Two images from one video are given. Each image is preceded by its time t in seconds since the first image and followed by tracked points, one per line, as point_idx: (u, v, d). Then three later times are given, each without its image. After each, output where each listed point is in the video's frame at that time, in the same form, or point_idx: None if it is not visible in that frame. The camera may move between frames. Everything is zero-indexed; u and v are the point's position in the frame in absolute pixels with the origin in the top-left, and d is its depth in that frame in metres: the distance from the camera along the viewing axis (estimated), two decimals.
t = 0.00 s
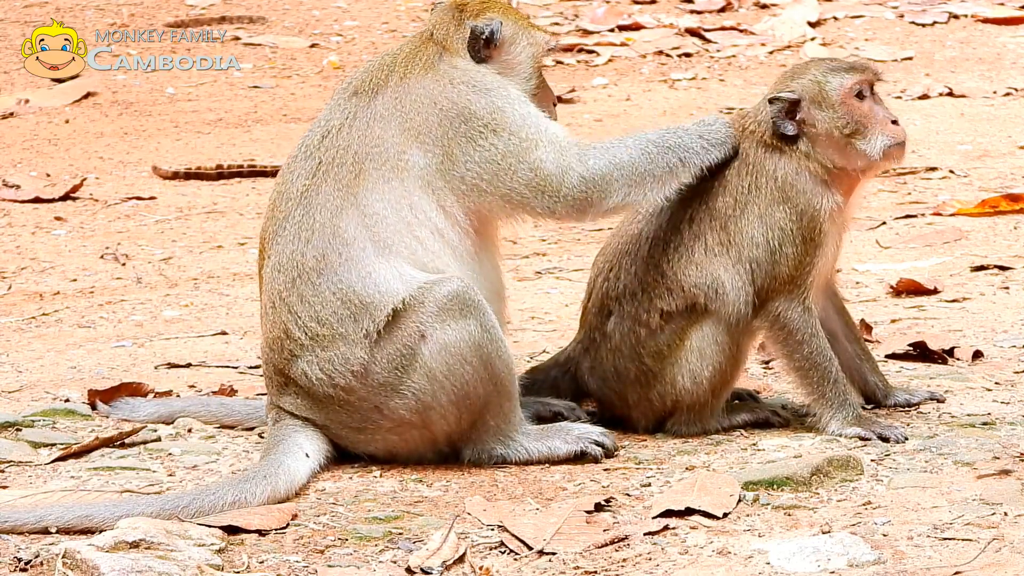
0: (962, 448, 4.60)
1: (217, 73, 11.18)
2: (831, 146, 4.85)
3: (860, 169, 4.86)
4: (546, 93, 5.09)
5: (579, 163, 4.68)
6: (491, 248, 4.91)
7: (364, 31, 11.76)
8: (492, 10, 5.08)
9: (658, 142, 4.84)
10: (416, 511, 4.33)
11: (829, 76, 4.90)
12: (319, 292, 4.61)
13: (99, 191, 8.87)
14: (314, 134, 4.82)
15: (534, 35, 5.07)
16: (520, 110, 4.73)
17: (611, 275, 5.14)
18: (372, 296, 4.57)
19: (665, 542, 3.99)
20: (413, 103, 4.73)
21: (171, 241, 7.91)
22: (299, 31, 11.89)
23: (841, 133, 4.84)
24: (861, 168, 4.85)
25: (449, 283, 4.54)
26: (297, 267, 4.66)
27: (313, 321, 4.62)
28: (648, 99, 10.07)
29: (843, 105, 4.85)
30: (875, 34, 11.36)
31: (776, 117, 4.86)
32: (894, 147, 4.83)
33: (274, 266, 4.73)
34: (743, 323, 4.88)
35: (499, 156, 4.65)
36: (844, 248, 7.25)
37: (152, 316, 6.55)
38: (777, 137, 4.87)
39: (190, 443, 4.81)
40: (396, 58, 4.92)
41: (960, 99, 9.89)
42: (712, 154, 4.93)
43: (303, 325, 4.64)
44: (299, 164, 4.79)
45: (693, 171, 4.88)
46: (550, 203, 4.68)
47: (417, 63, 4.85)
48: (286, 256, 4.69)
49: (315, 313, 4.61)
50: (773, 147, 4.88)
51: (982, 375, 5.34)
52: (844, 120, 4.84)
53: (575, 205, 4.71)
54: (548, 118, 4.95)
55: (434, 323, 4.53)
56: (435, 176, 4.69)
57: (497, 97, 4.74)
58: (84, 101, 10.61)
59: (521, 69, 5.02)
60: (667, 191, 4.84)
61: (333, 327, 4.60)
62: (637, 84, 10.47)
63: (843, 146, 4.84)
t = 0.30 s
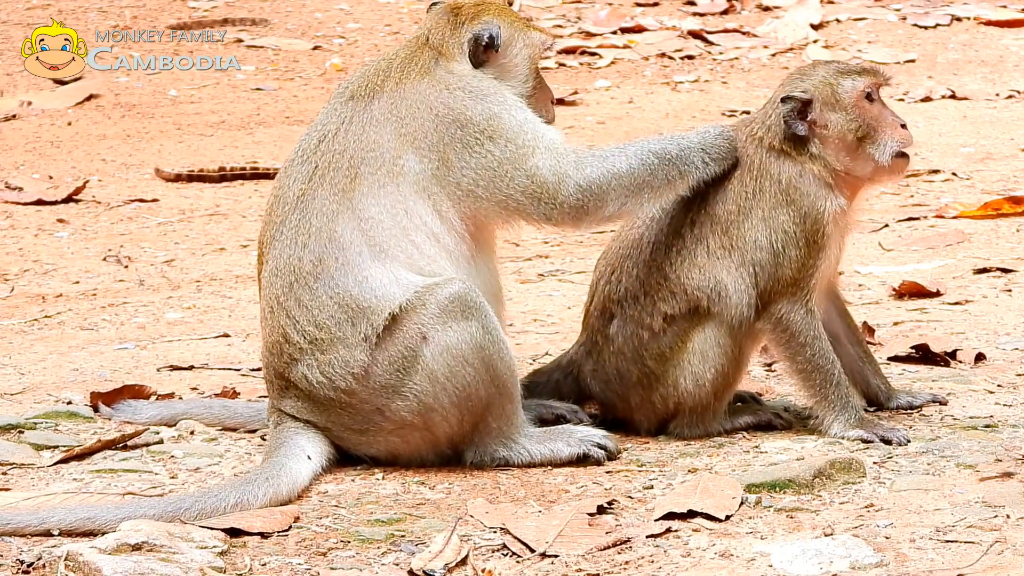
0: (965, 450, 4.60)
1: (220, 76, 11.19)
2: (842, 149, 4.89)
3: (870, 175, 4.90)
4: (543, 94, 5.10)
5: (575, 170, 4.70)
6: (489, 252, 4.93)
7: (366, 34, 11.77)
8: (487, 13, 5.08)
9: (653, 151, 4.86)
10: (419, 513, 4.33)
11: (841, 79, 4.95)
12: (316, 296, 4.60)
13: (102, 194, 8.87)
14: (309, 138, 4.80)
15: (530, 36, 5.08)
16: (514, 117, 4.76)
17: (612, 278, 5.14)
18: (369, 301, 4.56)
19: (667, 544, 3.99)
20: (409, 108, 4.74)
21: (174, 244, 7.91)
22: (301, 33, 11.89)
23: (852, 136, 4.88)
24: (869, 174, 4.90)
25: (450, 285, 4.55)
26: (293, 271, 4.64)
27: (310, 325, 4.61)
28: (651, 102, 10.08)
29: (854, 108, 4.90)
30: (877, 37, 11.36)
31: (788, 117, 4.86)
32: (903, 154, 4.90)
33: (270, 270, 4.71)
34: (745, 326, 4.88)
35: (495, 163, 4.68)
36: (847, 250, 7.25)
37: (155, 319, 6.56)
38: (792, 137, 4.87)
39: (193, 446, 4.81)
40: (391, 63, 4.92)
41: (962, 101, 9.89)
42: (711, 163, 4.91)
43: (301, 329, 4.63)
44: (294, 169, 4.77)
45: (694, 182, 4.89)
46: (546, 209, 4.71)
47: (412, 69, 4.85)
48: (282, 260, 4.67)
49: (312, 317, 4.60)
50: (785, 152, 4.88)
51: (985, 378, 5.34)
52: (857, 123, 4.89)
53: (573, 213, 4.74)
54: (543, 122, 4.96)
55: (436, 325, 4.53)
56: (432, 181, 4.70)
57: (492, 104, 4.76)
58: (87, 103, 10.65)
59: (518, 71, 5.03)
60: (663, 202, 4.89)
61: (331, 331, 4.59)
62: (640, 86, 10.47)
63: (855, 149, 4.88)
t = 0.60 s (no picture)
0: (963, 452, 4.60)
1: (220, 77, 11.19)
2: (846, 149, 4.96)
3: (870, 174, 4.99)
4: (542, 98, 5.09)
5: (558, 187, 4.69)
6: (485, 257, 4.92)
7: (365, 35, 11.77)
8: (489, 17, 5.09)
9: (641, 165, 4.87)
10: (417, 514, 4.33)
11: (846, 79, 5.02)
12: (314, 299, 4.59)
13: (101, 195, 8.87)
14: (309, 140, 4.79)
15: (532, 40, 5.07)
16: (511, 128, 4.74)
17: (611, 280, 5.14)
18: (366, 305, 4.56)
19: (667, 545, 3.99)
20: (409, 113, 4.72)
21: (172, 244, 7.91)
22: (300, 34, 11.89)
23: (856, 137, 4.96)
24: (870, 173, 4.99)
25: (449, 287, 4.56)
26: (291, 274, 4.64)
27: (308, 328, 4.61)
28: (650, 103, 10.07)
29: (858, 109, 4.97)
30: (876, 38, 11.36)
31: (795, 116, 4.89)
32: (905, 155, 4.99)
33: (269, 272, 4.70)
34: (743, 327, 4.89)
35: (493, 170, 4.67)
36: (846, 252, 7.25)
37: (154, 319, 6.56)
38: (800, 137, 4.91)
39: (191, 446, 4.81)
40: (393, 66, 4.91)
41: (961, 103, 9.88)
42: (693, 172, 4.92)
43: (299, 332, 4.62)
44: (293, 171, 4.76)
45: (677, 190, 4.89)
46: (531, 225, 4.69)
47: (413, 72, 4.84)
48: (281, 262, 4.66)
49: (310, 320, 4.60)
50: (785, 155, 4.90)
51: (983, 379, 5.34)
52: (861, 124, 4.96)
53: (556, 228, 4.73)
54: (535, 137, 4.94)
55: (435, 327, 4.53)
56: (430, 186, 4.69)
57: (493, 112, 4.75)
58: (86, 104, 10.65)
59: (519, 75, 5.02)
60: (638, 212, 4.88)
61: (329, 334, 4.59)
62: (639, 88, 10.47)
63: (858, 150, 4.96)
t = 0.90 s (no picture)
0: (964, 452, 4.60)
1: (220, 77, 11.19)
2: (857, 151, 4.94)
3: (879, 174, 4.99)
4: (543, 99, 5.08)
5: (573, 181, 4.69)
6: (488, 255, 4.92)
7: (366, 34, 11.77)
8: (490, 18, 5.08)
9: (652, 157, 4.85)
10: (418, 514, 4.33)
11: (858, 80, 5.00)
12: (313, 299, 4.60)
13: (101, 195, 8.87)
14: (308, 139, 4.80)
15: (531, 43, 5.05)
16: (518, 124, 4.74)
17: (612, 279, 5.14)
18: (366, 305, 4.56)
19: (667, 545, 3.99)
20: (410, 114, 4.73)
21: (173, 244, 7.91)
22: (300, 34, 11.89)
23: (867, 138, 4.95)
24: (879, 174, 4.98)
25: (448, 287, 4.55)
26: (290, 274, 4.64)
27: (308, 328, 4.61)
28: (650, 103, 10.07)
29: (871, 110, 4.96)
30: (877, 38, 11.35)
31: (806, 116, 4.88)
32: (913, 157, 5.00)
33: (268, 272, 4.71)
34: (745, 327, 4.88)
35: (495, 170, 4.67)
36: (847, 252, 7.24)
37: (154, 319, 6.56)
38: (812, 137, 4.90)
39: (192, 446, 4.81)
40: (393, 66, 4.91)
41: (962, 103, 9.88)
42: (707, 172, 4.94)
43: (299, 332, 4.63)
44: (294, 170, 4.77)
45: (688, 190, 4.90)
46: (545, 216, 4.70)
47: (413, 73, 4.84)
48: (280, 262, 4.67)
49: (310, 320, 4.60)
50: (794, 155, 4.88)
51: (984, 379, 5.34)
52: (873, 126, 4.96)
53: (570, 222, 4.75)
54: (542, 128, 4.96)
55: (435, 327, 4.53)
56: (431, 187, 4.70)
57: (493, 111, 4.74)
58: (86, 104, 10.65)
59: (519, 78, 5.01)
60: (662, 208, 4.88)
61: (328, 334, 4.59)
62: (639, 87, 10.47)
63: (869, 151, 4.96)
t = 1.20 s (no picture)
0: (941, 447, 4.78)
1: (223, 86, 11.33)
2: (847, 157, 5.16)
3: (863, 182, 5.21)
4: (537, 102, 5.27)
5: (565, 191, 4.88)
6: (484, 259, 5.11)
7: (364, 45, 11.95)
8: (482, 32, 5.19)
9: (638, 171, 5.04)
10: (414, 507, 4.50)
11: (846, 89, 5.21)
12: (311, 302, 4.76)
13: (108, 201, 9.02)
14: (308, 148, 4.97)
15: (522, 51, 5.21)
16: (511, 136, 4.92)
17: (602, 282, 5.31)
18: (363, 308, 4.73)
19: (654, 537, 4.17)
20: (407, 125, 4.90)
21: (177, 248, 8.07)
22: (300, 44, 12.07)
23: (855, 145, 5.16)
24: (865, 180, 5.21)
25: (442, 290, 4.72)
26: (290, 277, 4.81)
27: (307, 330, 4.78)
28: (638, 112, 10.25)
29: (859, 119, 5.18)
30: (858, 49, 11.54)
31: (798, 124, 5.08)
32: (896, 164, 5.25)
33: (269, 275, 4.88)
34: (731, 328, 5.04)
35: (489, 180, 4.84)
36: (830, 254, 7.43)
37: (159, 321, 6.72)
38: (803, 144, 5.10)
39: (196, 443, 4.98)
40: (390, 79, 5.07)
41: (941, 111, 10.05)
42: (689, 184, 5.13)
43: (298, 334, 4.79)
44: (293, 177, 4.94)
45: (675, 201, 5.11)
46: (536, 225, 4.88)
47: (410, 86, 5.02)
48: (280, 266, 4.84)
49: (308, 323, 4.77)
50: (780, 163, 5.07)
51: (961, 377, 5.52)
52: (861, 134, 5.18)
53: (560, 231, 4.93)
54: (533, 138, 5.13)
55: (429, 329, 4.69)
56: (427, 196, 4.88)
57: (489, 124, 4.92)
58: (93, 112, 10.82)
59: (512, 87, 5.18)
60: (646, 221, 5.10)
61: (327, 336, 4.76)
62: (629, 96, 10.65)
63: (859, 158, 5.17)
